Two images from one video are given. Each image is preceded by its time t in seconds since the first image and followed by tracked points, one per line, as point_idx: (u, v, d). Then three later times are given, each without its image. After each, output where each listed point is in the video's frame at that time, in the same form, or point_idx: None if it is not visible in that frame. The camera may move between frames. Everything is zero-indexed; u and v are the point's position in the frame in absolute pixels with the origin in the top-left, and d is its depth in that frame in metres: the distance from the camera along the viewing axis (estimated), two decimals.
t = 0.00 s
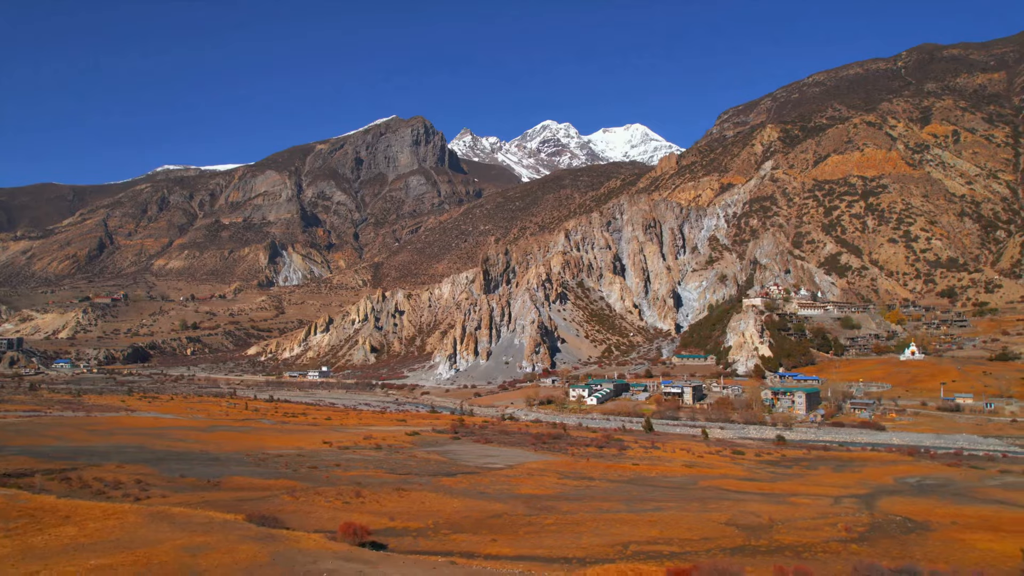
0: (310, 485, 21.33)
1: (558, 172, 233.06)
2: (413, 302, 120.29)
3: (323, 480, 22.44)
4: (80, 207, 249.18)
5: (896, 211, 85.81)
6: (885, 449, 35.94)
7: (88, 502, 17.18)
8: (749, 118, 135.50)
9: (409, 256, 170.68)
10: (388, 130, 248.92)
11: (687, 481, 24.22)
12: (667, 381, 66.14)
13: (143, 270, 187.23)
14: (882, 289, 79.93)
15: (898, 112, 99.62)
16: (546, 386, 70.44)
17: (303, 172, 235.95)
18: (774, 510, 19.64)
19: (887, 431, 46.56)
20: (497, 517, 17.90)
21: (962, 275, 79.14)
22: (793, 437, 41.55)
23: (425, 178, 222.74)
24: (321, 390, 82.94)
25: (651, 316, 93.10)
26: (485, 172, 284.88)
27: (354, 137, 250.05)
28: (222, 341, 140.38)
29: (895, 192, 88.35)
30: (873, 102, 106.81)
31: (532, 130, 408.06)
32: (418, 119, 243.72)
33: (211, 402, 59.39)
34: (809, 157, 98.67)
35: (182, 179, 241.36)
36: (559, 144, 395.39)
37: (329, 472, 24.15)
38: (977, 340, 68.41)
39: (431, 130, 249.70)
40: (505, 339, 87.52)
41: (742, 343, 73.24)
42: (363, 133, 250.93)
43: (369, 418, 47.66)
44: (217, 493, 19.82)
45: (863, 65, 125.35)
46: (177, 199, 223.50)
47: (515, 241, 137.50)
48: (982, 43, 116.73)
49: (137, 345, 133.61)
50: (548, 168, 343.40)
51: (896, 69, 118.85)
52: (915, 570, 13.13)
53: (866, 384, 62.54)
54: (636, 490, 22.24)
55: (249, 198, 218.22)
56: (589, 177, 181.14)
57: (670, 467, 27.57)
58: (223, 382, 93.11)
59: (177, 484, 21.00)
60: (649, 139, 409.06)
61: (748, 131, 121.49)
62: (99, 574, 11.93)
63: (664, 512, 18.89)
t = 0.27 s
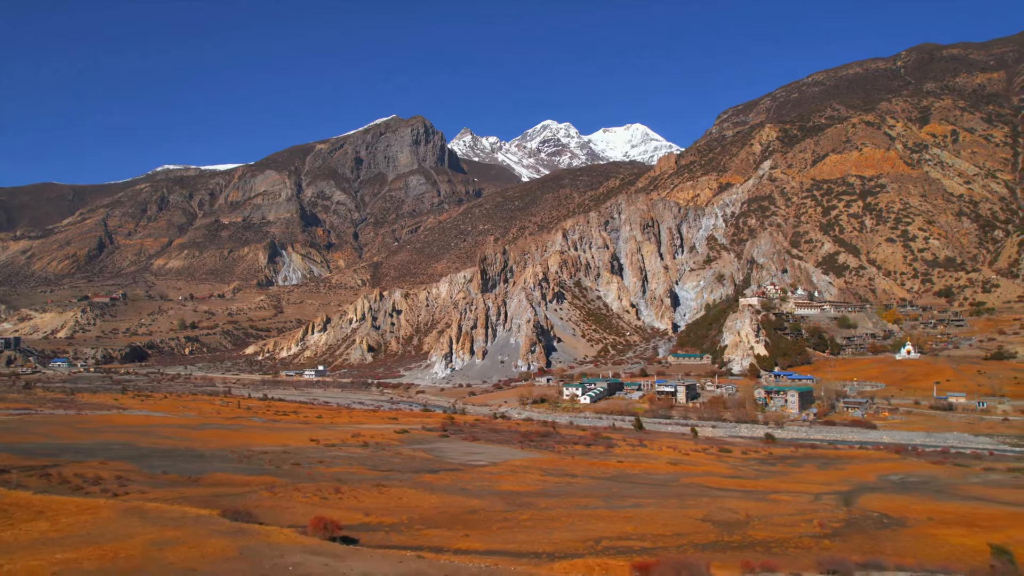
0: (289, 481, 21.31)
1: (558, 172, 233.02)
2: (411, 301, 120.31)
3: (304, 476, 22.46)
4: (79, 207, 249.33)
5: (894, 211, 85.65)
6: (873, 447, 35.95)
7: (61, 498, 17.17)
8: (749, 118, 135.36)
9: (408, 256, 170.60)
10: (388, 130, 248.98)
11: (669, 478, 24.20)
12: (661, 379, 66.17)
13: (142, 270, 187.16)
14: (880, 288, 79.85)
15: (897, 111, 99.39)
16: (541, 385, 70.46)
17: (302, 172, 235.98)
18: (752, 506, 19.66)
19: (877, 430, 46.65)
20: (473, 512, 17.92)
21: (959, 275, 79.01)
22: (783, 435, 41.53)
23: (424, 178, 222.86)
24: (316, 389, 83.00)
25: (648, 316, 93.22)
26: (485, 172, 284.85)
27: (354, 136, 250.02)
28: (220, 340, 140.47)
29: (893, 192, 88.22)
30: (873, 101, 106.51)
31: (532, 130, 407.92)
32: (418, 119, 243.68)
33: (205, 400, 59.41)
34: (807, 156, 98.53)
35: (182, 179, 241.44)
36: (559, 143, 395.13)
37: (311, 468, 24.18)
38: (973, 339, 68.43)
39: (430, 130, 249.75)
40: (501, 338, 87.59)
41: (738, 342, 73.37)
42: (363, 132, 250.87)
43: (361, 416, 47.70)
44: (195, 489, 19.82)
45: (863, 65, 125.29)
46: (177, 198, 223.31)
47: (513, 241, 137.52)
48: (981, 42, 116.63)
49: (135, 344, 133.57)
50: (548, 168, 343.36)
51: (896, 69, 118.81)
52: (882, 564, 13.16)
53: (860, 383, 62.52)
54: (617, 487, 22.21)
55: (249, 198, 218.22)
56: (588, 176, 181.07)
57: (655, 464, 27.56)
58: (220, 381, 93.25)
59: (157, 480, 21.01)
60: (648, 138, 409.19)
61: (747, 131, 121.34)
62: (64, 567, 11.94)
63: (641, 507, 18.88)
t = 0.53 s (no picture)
0: (270, 477, 21.34)
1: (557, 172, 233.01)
2: (408, 300, 120.32)
3: (286, 473, 22.48)
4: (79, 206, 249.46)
5: (892, 210, 85.63)
6: (860, 445, 35.98)
7: (37, 493, 17.21)
8: (748, 117, 135.17)
9: (407, 255, 170.48)
10: (388, 130, 248.96)
11: (651, 475, 24.19)
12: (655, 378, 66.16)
13: (142, 269, 187.16)
14: (877, 288, 79.96)
15: (896, 110, 99.15)
16: (536, 384, 70.48)
17: (302, 171, 235.93)
18: (730, 502, 19.66)
19: (869, 428, 46.67)
20: (449, 508, 17.95)
21: (956, 274, 79.14)
22: (773, 433, 41.53)
23: (424, 177, 222.89)
24: (312, 388, 83.00)
25: (645, 315, 92.91)
26: (484, 171, 284.83)
27: (353, 135, 249.96)
28: (219, 339, 140.49)
29: (891, 191, 88.16)
30: (872, 100, 106.06)
31: (532, 130, 407.72)
32: (418, 118, 243.57)
33: (199, 399, 59.42)
34: (806, 155, 98.35)
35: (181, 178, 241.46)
36: (559, 143, 394.86)
37: (295, 465, 24.20)
38: (969, 338, 68.36)
39: (430, 129, 249.68)
40: (496, 337, 87.59)
41: (733, 341, 73.22)
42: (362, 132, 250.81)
43: (352, 414, 47.76)
44: (174, 484, 19.85)
45: (862, 64, 125.17)
46: (177, 197, 222.92)
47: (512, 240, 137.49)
48: (981, 42, 116.51)
49: (133, 344, 133.60)
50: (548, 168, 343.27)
51: (895, 68, 118.77)
52: (849, 559, 13.17)
53: (854, 381, 62.49)
54: (598, 483, 22.22)
55: (248, 197, 218.13)
56: (587, 176, 180.98)
57: (639, 461, 27.57)
58: (216, 380, 93.30)
59: (138, 475, 21.05)
60: (648, 138, 409.33)
61: (746, 130, 121.17)
62: (30, 560, 11.98)
63: (618, 503, 18.90)
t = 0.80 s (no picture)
0: (251, 474, 21.36)
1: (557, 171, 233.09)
2: (406, 300, 120.32)
3: (268, 470, 22.51)
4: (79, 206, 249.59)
5: (890, 209, 85.66)
6: (849, 443, 36.02)
7: (14, 489, 17.23)
8: (747, 116, 134.99)
9: (406, 255, 170.39)
10: (388, 129, 248.99)
11: (634, 472, 24.20)
12: (649, 377, 66.12)
13: (141, 268, 187.21)
14: (875, 287, 79.82)
15: (895, 110, 98.93)
16: (531, 383, 70.52)
17: (302, 171, 235.96)
18: (709, 497, 19.68)
19: (860, 426, 46.71)
20: (427, 504, 17.96)
21: (954, 273, 79.09)
22: (763, 431, 41.54)
23: (424, 177, 222.91)
24: (309, 387, 83.05)
25: (642, 314, 92.92)
26: (484, 171, 284.98)
27: (353, 135, 250.01)
28: (217, 339, 140.49)
29: (889, 191, 88.18)
30: (870, 100, 105.38)
31: (532, 129, 407.94)
32: (417, 118, 243.50)
33: (193, 398, 59.49)
34: (804, 155, 98.99)
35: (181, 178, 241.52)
36: (559, 142, 394.74)
37: (279, 461, 24.22)
38: (966, 337, 68.11)
39: (430, 129, 249.79)
40: (492, 336, 87.49)
41: (729, 340, 72.70)
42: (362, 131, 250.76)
43: (344, 412, 47.79)
44: (155, 480, 19.86)
45: (861, 64, 125.09)
46: (177, 197, 222.80)
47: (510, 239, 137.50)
48: (981, 41, 116.40)
49: (131, 343, 133.64)
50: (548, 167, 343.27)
51: (894, 67, 118.86)
52: (820, 553, 13.15)
53: (849, 379, 62.45)
54: (579, 479, 22.23)
55: (248, 197, 218.07)
56: (587, 176, 180.87)
57: (624, 458, 27.59)
58: (213, 379, 93.35)
59: (119, 472, 21.06)
60: (648, 138, 409.59)
61: (745, 129, 121.06)
62: None
63: (596, 499, 18.92)
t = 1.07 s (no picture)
0: (231, 470, 21.40)
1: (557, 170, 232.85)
2: (403, 299, 120.36)
3: (250, 466, 22.59)
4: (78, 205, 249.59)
5: (888, 209, 85.36)
6: (836, 441, 36.05)
7: None
8: (746, 116, 134.87)
9: (405, 255, 170.31)
10: (388, 129, 249.03)
11: (616, 469, 24.20)
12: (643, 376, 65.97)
13: (140, 268, 187.24)
14: (872, 286, 79.52)
15: (893, 109, 98.62)
16: (526, 381, 70.57)
17: (301, 170, 236.06)
18: (687, 493, 19.73)
19: (851, 424, 46.68)
20: (403, 500, 17.98)
21: (951, 272, 78.79)
22: (753, 429, 41.54)
23: (423, 176, 222.85)
24: (304, 386, 83.02)
25: (639, 313, 93.16)
26: (484, 170, 284.81)
27: (353, 134, 250.23)
28: (215, 338, 140.50)
29: (887, 190, 87.79)
30: (869, 99, 105.44)
31: (532, 129, 407.82)
32: (417, 117, 243.43)
33: (187, 396, 59.60)
34: (802, 155, 98.24)
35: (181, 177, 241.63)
36: (559, 142, 394.37)
37: (262, 458, 24.30)
38: (962, 336, 67.98)
39: (429, 129, 249.52)
40: (488, 335, 87.54)
41: (724, 339, 72.82)
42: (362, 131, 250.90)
43: (335, 410, 47.85)
44: (134, 477, 19.89)
45: (860, 63, 124.97)
46: (176, 197, 222.74)
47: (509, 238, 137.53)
48: (980, 41, 116.25)
49: (128, 342, 133.66)
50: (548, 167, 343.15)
51: (894, 67, 118.76)
52: (785, 547, 13.17)
53: (843, 378, 62.42)
54: (559, 476, 22.25)
55: (247, 196, 218.03)
56: (586, 176, 180.76)
57: (608, 455, 27.61)
58: (209, 378, 93.32)
59: (100, 468, 21.09)
60: (648, 137, 409.48)
61: (744, 129, 120.88)
62: None
63: (572, 496, 18.93)
